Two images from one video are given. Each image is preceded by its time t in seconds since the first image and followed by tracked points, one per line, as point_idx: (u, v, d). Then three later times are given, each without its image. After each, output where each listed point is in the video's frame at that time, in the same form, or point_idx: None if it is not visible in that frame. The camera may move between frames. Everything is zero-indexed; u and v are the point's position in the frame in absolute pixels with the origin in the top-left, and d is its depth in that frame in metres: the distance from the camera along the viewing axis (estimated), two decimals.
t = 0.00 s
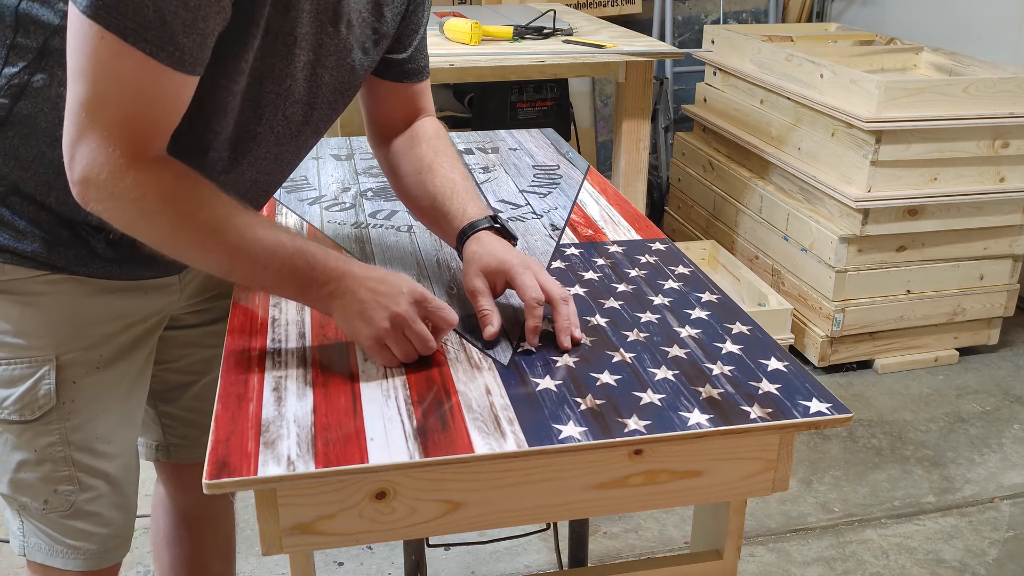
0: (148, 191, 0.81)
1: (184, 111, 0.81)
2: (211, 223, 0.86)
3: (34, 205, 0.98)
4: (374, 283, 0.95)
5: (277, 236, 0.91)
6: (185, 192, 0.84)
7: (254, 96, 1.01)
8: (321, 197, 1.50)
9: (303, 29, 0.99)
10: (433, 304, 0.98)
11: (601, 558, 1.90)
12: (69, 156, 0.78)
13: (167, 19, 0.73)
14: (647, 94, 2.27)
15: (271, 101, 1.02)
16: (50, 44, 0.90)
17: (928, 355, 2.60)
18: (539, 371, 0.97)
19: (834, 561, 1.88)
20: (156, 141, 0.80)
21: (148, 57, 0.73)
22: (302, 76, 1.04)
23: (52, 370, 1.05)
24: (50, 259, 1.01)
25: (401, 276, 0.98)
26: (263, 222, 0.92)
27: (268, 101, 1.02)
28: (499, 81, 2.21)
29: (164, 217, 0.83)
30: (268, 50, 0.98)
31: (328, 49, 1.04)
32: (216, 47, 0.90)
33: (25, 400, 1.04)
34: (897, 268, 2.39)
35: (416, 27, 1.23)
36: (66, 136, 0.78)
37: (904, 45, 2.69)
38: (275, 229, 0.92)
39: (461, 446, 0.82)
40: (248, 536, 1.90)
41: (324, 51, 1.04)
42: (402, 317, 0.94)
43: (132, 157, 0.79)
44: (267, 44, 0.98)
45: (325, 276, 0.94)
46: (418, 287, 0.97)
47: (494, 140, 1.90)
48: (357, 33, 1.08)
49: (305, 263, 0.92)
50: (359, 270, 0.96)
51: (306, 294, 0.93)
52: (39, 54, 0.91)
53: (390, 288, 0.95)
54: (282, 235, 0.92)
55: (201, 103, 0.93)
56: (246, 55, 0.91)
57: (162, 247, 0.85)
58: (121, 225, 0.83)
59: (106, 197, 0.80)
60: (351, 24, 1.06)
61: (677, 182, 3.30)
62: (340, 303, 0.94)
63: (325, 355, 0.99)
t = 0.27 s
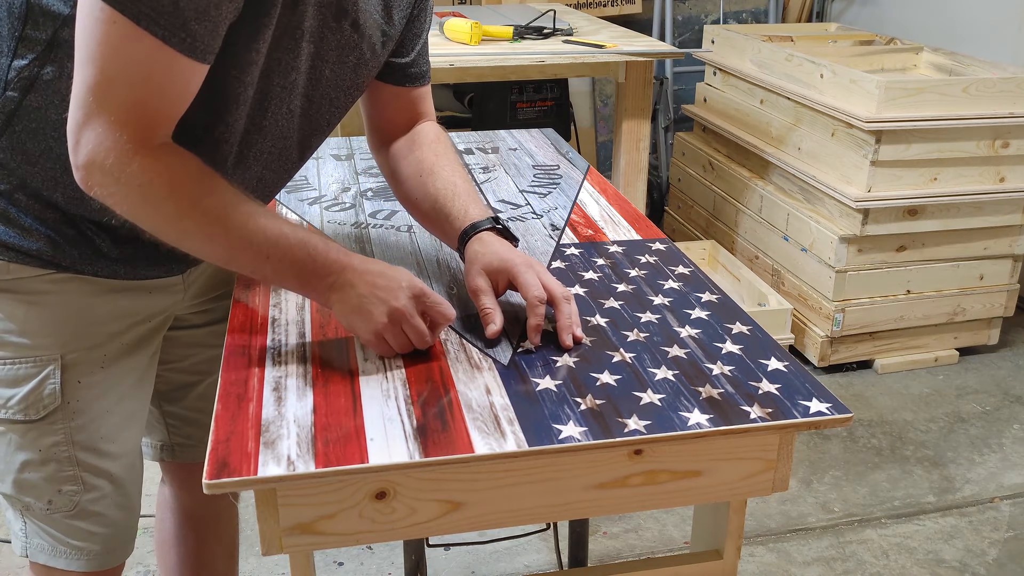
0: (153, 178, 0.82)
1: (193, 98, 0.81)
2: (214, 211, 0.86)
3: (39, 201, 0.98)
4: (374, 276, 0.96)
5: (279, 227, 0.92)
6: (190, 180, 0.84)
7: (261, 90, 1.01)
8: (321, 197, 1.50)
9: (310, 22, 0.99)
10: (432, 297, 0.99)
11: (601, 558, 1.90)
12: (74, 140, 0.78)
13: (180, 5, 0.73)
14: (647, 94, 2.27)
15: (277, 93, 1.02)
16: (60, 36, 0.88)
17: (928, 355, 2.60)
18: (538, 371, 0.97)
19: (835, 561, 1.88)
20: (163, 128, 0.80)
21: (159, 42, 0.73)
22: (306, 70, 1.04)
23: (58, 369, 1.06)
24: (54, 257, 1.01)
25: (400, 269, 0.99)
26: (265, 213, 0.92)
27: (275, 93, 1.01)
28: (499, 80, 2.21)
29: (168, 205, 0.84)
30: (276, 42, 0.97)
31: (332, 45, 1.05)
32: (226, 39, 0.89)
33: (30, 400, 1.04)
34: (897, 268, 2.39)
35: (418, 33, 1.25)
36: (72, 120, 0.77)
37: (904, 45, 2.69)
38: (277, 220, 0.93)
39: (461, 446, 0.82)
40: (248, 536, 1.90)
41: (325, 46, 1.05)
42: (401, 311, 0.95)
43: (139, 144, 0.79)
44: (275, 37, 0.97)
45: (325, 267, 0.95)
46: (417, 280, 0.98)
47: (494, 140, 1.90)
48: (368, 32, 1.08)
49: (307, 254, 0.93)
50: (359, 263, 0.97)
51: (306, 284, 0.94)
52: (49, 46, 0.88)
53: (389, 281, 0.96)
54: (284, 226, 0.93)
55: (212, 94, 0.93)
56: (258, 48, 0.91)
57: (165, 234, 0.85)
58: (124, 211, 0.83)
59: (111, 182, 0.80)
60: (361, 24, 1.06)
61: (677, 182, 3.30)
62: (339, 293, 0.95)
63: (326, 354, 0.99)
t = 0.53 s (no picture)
0: (158, 173, 0.82)
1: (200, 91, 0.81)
2: (218, 206, 0.86)
3: (39, 201, 0.98)
4: (375, 273, 0.97)
5: (282, 222, 0.92)
6: (194, 175, 0.85)
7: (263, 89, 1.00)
8: (321, 197, 1.50)
9: (311, 21, 0.99)
10: (432, 294, 0.99)
11: (601, 558, 1.90)
12: (78, 133, 0.78)
13: None
14: (647, 94, 2.27)
15: (280, 92, 1.01)
16: (63, 32, 0.88)
17: (928, 355, 2.60)
18: (538, 371, 0.97)
19: (835, 561, 1.88)
20: (167, 123, 0.80)
21: (168, 36, 0.73)
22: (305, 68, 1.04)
23: (57, 371, 1.06)
24: (55, 257, 1.01)
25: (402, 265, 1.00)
26: (268, 208, 0.92)
27: (278, 92, 1.01)
28: (499, 80, 2.21)
29: (172, 199, 0.84)
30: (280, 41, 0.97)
31: (334, 43, 1.05)
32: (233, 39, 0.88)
33: (30, 401, 1.04)
34: (897, 268, 2.39)
35: (418, 38, 1.25)
36: (75, 113, 0.77)
37: (904, 45, 2.69)
38: (280, 215, 0.93)
39: (461, 446, 0.82)
40: (248, 536, 1.90)
41: (324, 44, 1.05)
42: (401, 308, 0.97)
43: (144, 138, 0.79)
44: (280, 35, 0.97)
45: (326, 263, 0.95)
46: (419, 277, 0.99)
47: (494, 140, 1.90)
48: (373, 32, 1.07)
49: (310, 250, 0.94)
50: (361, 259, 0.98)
51: (307, 280, 0.95)
52: (53, 42, 0.88)
53: (391, 278, 0.97)
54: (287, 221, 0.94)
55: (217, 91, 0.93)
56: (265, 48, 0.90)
57: (168, 228, 0.85)
58: (127, 205, 0.83)
59: (114, 177, 0.80)
60: (365, 26, 1.06)
61: (677, 182, 3.30)
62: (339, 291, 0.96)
63: (326, 353, 0.99)
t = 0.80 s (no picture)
0: (159, 175, 0.82)
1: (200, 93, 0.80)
2: (220, 207, 0.87)
3: (39, 201, 0.97)
4: (375, 273, 0.97)
5: (284, 221, 0.92)
6: (196, 175, 0.85)
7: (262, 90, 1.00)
8: (321, 197, 1.50)
9: (310, 22, 0.98)
10: (432, 298, 0.98)
11: (601, 558, 1.90)
12: (79, 136, 0.78)
13: (191, 4, 0.72)
14: (647, 94, 2.27)
15: (278, 93, 1.01)
16: (63, 33, 0.88)
17: (928, 355, 2.60)
18: (538, 371, 0.97)
19: (835, 561, 1.88)
20: (168, 124, 0.80)
21: (169, 40, 0.72)
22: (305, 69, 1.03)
23: (58, 372, 1.06)
24: (55, 258, 1.00)
25: (403, 264, 1.00)
26: (270, 207, 0.92)
27: (277, 93, 1.01)
28: (499, 80, 2.21)
29: (175, 199, 0.84)
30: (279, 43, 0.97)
31: (333, 44, 1.05)
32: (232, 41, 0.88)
33: (29, 403, 1.04)
34: (897, 268, 2.39)
35: (417, 38, 1.25)
36: (76, 116, 0.77)
37: (904, 45, 2.69)
38: (282, 213, 0.93)
39: (461, 446, 0.82)
40: (248, 535, 1.90)
41: (323, 45, 1.04)
42: (403, 304, 0.97)
43: (144, 141, 0.79)
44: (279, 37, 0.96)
45: (327, 262, 0.96)
46: (420, 280, 0.99)
47: (494, 140, 1.90)
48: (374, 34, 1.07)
49: (311, 248, 0.94)
50: (362, 258, 0.98)
51: (308, 276, 0.95)
52: (52, 43, 0.88)
53: (391, 278, 0.97)
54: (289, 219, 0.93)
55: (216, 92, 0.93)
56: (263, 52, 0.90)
57: (169, 227, 0.86)
58: (128, 205, 0.83)
59: (115, 179, 0.80)
60: (366, 28, 1.05)
61: (677, 182, 3.30)
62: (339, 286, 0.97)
63: (326, 353, 0.99)
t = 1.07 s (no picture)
0: (155, 190, 0.82)
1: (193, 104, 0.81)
2: (216, 219, 0.87)
3: (35, 204, 0.97)
4: (373, 278, 0.98)
5: (282, 229, 0.92)
6: (193, 186, 0.85)
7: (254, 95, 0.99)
8: (321, 197, 1.50)
9: (305, 28, 0.97)
10: (429, 302, 0.99)
11: (601, 558, 1.90)
12: (76, 154, 0.78)
13: (180, 20, 0.72)
14: (647, 94, 2.27)
15: (271, 99, 1.01)
16: (52, 39, 0.87)
17: (928, 355, 2.60)
18: (538, 371, 0.97)
19: (834, 561, 1.88)
20: (162, 136, 0.80)
21: (158, 56, 0.73)
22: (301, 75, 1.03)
23: (54, 372, 1.06)
24: (52, 259, 1.00)
25: (401, 267, 1.00)
26: (267, 214, 0.92)
27: (268, 100, 1.01)
28: (499, 80, 2.21)
29: (174, 212, 0.84)
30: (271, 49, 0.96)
31: (331, 50, 1.04)
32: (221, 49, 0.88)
33: (26, 403, 1.04)
34: (897, 268, 2.39)
35: (417, 35, 1.23)
36: (71, 134, 0.77)
37: (904, 45, 2.69)
38: (279, 220, 0.93)
39: (461, 446, 0.82)
40: (248, 535, 1.90)
41: (322, 51, 1.03)
42: (403, 305, 0.98)
43: (138, 156, 0.79)
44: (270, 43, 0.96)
45: (324, 269, 0.96)
46: (417, 286, 0.99)
47: (494, 140, 1.90)
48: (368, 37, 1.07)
49: (310, 252, 0.95)
50: (361, 263, 0.98)
51: (305, 279, 0.96)
52: (42, 49, 0.87)
53: (389, 282, 0.98)
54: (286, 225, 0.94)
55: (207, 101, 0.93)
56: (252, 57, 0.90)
57: (166, 237, 0.86)
58: (125, 217, 0.84)
59: (110, 195, 0.80)
60: (359, 32, 1.04)
61: (677, 182, 3.30)
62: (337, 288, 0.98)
63: (325, 353, 0.99)
